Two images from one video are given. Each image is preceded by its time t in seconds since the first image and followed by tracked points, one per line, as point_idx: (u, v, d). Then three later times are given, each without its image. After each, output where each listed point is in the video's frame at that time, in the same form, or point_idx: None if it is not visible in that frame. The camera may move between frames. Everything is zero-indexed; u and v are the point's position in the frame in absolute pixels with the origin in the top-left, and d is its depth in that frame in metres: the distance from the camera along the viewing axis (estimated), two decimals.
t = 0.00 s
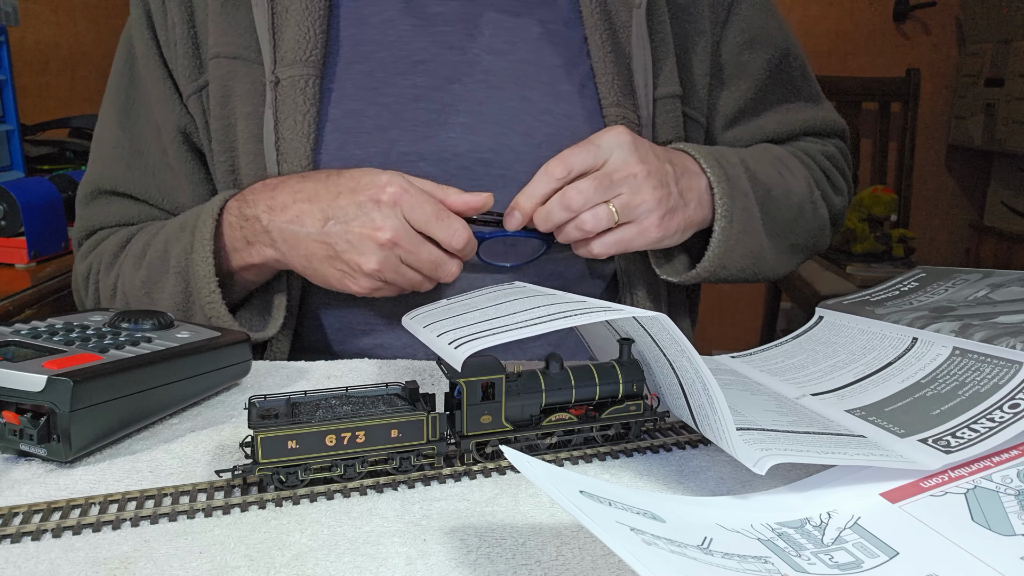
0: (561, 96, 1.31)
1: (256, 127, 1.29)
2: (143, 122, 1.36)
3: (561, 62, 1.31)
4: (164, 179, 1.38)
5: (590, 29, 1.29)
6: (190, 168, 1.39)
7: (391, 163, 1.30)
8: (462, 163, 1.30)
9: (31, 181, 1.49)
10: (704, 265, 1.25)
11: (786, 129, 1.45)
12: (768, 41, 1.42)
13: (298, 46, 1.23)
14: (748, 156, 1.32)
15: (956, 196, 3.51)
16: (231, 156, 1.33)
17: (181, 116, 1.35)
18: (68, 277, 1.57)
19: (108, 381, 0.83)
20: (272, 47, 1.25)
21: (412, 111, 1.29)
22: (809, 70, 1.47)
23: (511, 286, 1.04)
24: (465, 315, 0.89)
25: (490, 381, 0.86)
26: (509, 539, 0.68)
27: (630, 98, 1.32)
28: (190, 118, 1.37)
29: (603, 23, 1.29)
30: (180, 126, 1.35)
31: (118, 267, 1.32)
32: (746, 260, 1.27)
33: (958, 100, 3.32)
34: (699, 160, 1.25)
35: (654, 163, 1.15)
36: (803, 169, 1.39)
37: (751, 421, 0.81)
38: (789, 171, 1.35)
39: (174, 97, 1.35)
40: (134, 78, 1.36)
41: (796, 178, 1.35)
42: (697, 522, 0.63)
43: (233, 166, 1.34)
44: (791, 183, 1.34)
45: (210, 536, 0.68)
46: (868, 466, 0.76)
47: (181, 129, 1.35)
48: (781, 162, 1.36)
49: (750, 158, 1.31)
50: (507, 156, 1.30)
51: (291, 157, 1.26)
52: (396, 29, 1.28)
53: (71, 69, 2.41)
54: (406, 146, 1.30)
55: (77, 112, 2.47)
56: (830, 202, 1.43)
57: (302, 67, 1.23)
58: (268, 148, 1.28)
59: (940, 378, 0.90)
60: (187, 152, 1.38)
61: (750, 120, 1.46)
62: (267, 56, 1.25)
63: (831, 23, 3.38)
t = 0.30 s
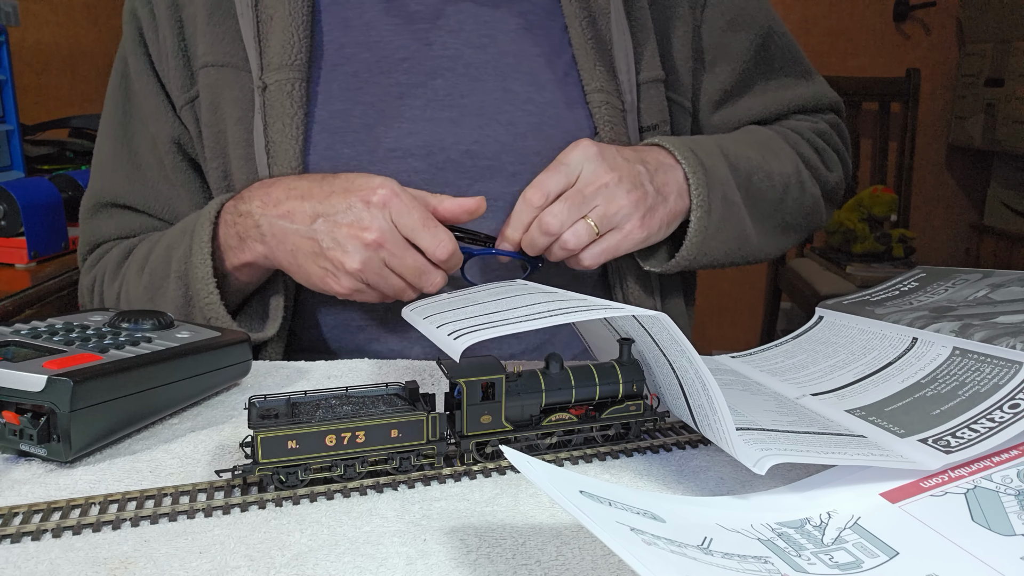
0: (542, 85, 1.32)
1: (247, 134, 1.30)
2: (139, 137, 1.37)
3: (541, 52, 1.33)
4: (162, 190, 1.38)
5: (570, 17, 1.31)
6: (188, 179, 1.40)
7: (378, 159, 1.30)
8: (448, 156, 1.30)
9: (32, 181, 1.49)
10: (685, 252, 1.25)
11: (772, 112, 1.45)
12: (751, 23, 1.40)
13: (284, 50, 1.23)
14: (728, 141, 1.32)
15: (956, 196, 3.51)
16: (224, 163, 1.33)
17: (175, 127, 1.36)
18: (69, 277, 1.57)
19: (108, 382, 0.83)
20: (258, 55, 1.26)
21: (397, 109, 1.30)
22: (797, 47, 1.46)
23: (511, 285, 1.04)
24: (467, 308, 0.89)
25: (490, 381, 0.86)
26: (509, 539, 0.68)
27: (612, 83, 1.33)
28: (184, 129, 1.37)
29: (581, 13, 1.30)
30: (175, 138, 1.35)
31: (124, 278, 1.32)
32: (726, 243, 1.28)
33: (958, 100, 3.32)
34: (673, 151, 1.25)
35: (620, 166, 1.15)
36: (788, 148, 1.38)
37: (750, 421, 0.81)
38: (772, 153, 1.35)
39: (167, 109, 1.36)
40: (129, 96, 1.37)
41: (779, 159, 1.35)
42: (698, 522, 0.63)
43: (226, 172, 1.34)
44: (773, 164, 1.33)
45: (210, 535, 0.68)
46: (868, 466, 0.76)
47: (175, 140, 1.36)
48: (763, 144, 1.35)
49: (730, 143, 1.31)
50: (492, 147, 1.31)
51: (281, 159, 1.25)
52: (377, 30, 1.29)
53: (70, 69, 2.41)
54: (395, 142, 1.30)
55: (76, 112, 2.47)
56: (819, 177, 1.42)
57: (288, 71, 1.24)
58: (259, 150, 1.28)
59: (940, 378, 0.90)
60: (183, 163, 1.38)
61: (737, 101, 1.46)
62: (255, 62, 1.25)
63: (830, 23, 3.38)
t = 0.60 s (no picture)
0: (534, 82, 1.33)
1: (244, 133, 1.29)
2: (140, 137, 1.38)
3: (534, 50, 1.33)
4: (162, 190, 1.39)
5: (563, 16, 1.29)
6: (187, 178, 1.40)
7: (372, 156, 1.30)
8: (442, 152, 1.31)
9: (32, 181, 1.49)
10: (682, 257, 1.26)
11: (772, 109, 1.44)
12: (746, 19, 1.41)
13: (279, 48, 1.23)
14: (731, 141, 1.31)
15: (957, 196, 3.51)
16: (221, 163, 1.33)
17: (174, 126, 1.36)
18: (68, 277, 1.56)
19: (108, 382, 0.83)
20: (254, 52, 1.26)
21: (391, 106, 1.30)
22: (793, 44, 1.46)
23: (510, 287, 1.04)
24: (466, 315, 0.89)
25: (490, 381, 0.87)
26: (510, 538, 0.68)
27: (605, 79, 1.31)
28: (184, 128, 1.37)
29: (575, 10, 1.29)
30: (173, 137, 1.36)
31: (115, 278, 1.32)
32: (725, 247, 1.28)
33: (959, 100, 3.32)
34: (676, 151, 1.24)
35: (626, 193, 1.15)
36: (792, 147, 1.38)
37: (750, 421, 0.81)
38: (776, 152, 1.34)
39: (166, 107, 1.35)
40: (131, 97, 1.37)
41: (782, 161, 1.34)
42: (698, 522, 0.63)
43: (223, 170, 1.34)
44: (775, 165, 1.33)
45: (210, 535, 0.68)
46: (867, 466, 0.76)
47: (174, 139, 1.36)
48: (767, 143, 1.35)
49: (734, 142, 1.30)
50: (485, 142, 1.32)
51: (275, 157, 1.25)
52: (371, 29, 1.29)
53: (70, 69, 2.41)
54: (392, 139, 1.30)
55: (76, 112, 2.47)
56: (820, 177, 1.42)
57: (284, 68, 1.23)
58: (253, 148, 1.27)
59: (940, 378, 0.90)
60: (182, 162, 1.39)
61: (735, 97, 1.45)
62: (250, 59, 1.26)
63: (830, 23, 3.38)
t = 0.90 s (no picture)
0: (538, 82, 1.33)
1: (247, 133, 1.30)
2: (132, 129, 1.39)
3: (538, 49, 1.33)
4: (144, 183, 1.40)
5: (569, 18, 1.31)
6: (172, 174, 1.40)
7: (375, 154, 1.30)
8: (445, 151, 1.31)
9: (32, 181, 1.49)
10: (702, 260, 1.27)
11: (782, 110, 1.44)
12: (753, 22, 1.40)
13: (283, 45, 1.23)
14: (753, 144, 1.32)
15: (957, 196, 3.51)
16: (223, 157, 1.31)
17: (165, 124, 1.36)
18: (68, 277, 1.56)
19: (108, 382, 0.83)
20: (258, 48, 1.26)
21: (395, 104, 1.29)
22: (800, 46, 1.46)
23: (510, 286, 1.05)
24: (466, 313, 0.89)
25: (490, 381, 0.86)
26: (510, 538, 0.68)
27: (612, 82, 1.32)
28: (175, 127, 1.38)
29: (581, 13, 1.31)
30: (162, 134, 1.36)
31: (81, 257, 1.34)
32: (745, 250, 1.28)
33: (958, 100, 3.33)
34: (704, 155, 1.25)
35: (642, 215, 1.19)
36: (810, 151, 1.38)
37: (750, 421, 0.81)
38: (795, 156, 1.35)
39: (162, 106, 1.36)
40: (127, 88, 1.38)
41: (800, 166, 1.34)
42: (698, 522, 0.63)
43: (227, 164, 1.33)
44: (796, 168, 1.33)
45: (211, 535, 0.68)
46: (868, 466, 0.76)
47: (163, 137, 1.37)
48: (787, 146, 1.35)
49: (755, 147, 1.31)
50: (489, 141, 1.31)
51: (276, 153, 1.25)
52: (376, 28, 1.30)
53: (70, 68, 2.41)
54: (395, 138, 1.30)
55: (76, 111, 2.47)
56: (836, 182, 1.42)
57: (286, 66, 1.24)
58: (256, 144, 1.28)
59: (940, 378, 0.90)
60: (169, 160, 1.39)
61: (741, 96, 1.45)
62: (254, 56, 1.26)
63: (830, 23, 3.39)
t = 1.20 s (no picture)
0: (545, 87, 1.33)
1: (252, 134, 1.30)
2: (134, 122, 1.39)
3: (544, 50, 1.33)
4: (147, 177, 1.40)
5: (577, 24, 1.31)
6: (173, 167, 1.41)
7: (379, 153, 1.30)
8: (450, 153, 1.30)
9: (32, 181, 1.49)
10: (689, 298, 1.28)
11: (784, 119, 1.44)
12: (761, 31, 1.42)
13: (290, 41, 1.23)
14: (754, 186, 1.32)
15: (957, 196, 3.51)
16: (230, 152, 1.32)
17: (169, 119, 1.37)
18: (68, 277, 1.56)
19: (108, 382, 0.83)
20: (266, 43, 1.26)
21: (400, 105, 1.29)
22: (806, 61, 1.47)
23: (510, 287, 1.05)
24: (466, 315, 0.89)
25: (490, 381, 0.87)
26: (509, 539, 0.68)
27: (618, 90, 1.33)
28: (178, 122, 1.38)
29: (589, 19, 1.31)
30: (166, 129, 1.37)
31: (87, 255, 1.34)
32: (734, 290, 1.30)
33: (958, 100, 3.33)
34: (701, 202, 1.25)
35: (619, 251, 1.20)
36: (810, 190, 1.38)
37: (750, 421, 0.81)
38: (795, 197, 1.35)
39: (165, 101, 1.36)
40: (132, 81, 1.38)
41: (798, 207, 1.34)
42: (698, 522, 0.63)
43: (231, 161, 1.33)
44: (795, 210, 1.34)
45: (210, 535, 0.68)
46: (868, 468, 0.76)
47: (167, 131, 1.37)
48: (788, 186, 1.35)
49: (756, 188, 1.31)
50: (494, 145, 1.31)
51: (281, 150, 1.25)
52: (384, 27, 1.30)
53: (70, 68, 2.41)
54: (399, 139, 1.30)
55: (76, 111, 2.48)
56: (834, 220, 1.42)
57: (293, 62, 1.23)
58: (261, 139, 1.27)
59: (940, 378, 0.90)
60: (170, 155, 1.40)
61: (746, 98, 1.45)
62: (261, 51, 1.26)
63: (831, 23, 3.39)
